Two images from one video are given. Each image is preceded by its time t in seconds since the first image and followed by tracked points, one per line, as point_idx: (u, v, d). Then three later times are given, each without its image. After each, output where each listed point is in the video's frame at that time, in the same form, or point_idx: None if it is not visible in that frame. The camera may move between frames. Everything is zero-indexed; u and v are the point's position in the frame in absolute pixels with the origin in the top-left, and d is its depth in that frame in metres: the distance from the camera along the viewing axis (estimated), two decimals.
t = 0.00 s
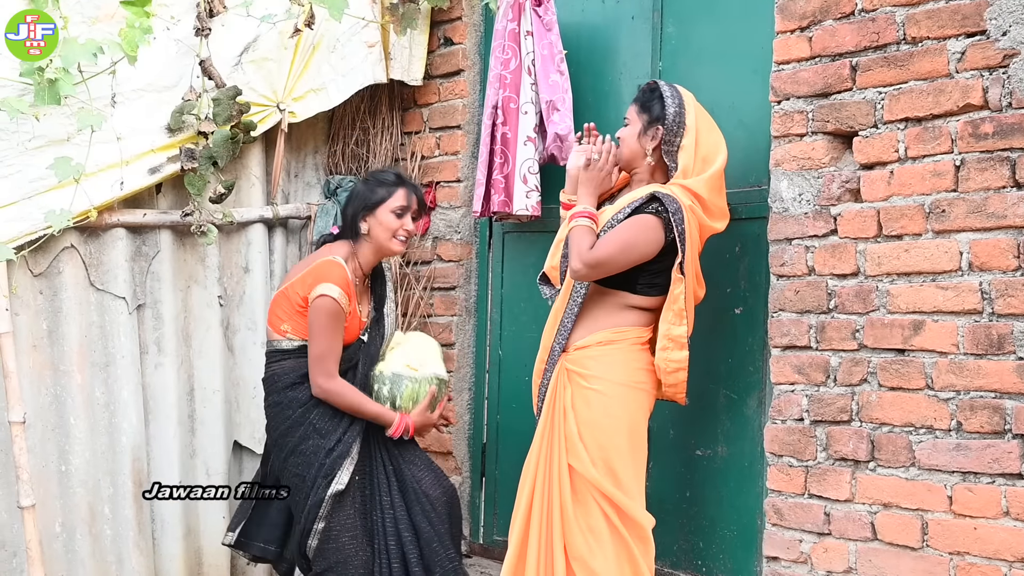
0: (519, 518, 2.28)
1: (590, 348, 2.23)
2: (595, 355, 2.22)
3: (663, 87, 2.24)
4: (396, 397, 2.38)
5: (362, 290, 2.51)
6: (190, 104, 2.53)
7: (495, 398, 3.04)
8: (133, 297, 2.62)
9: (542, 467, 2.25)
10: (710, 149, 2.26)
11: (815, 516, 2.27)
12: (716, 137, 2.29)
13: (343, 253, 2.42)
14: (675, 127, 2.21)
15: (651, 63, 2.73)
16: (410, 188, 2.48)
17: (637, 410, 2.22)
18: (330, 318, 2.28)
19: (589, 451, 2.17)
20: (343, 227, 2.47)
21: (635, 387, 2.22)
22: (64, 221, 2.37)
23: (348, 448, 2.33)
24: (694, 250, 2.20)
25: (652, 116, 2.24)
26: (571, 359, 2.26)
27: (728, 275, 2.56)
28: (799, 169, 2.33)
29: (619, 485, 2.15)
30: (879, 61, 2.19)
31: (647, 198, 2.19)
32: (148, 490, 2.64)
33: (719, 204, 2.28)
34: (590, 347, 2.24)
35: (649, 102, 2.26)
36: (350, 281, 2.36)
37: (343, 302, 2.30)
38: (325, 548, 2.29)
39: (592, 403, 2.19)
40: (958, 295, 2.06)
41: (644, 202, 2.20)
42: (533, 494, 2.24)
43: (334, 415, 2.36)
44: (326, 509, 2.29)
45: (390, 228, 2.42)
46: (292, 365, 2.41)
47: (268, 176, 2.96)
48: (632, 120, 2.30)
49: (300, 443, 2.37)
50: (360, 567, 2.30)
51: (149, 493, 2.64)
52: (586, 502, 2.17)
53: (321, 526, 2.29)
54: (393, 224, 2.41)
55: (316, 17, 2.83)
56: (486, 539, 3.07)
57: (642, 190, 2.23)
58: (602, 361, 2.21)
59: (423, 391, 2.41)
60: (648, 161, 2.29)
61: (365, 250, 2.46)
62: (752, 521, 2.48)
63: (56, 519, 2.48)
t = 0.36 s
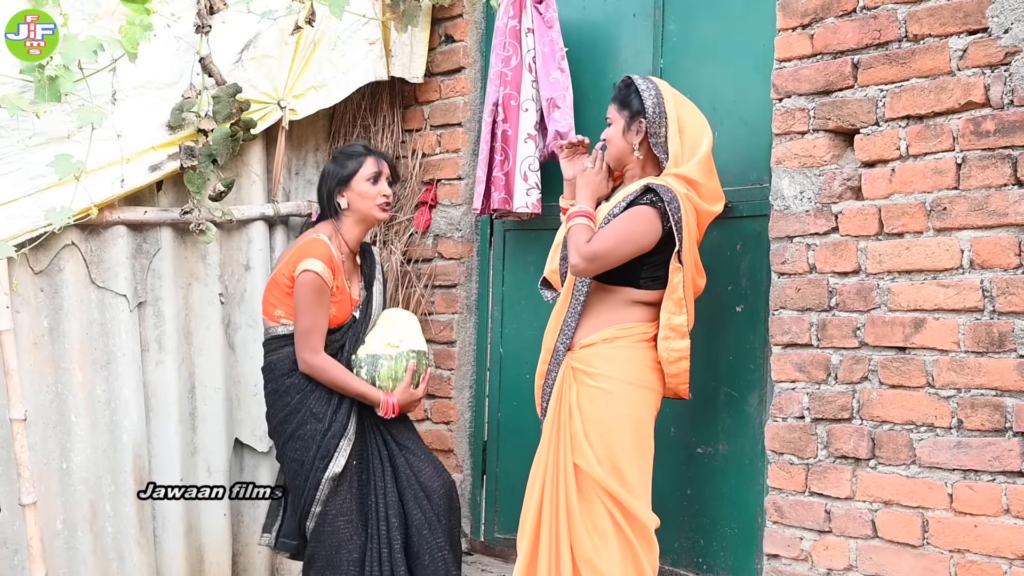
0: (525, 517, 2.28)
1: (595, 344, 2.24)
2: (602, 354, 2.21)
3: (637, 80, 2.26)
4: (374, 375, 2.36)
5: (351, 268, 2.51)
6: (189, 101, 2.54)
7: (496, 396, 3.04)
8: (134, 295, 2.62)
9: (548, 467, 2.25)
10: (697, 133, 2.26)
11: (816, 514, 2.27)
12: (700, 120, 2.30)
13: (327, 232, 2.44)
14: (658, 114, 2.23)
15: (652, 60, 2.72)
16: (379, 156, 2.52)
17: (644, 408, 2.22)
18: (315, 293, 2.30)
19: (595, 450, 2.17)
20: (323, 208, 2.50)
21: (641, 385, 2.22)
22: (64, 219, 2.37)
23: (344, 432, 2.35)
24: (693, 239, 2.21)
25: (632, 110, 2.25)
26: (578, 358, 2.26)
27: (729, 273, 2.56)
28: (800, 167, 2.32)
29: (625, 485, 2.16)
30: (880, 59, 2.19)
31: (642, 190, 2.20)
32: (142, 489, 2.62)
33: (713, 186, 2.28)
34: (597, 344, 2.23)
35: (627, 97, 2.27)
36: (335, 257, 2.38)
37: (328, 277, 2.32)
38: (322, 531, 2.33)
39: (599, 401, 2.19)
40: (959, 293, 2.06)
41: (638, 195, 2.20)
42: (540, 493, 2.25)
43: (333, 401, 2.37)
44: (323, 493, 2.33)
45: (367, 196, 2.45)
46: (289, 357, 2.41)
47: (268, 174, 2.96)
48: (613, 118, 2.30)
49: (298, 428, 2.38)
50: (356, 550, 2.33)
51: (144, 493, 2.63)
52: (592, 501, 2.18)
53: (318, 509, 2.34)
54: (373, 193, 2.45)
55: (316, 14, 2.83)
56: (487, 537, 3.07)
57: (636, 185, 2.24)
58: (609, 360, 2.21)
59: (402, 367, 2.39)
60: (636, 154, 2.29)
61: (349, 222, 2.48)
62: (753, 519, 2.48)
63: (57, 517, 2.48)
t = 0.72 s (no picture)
0: (530, 513, 2.29)
1: (600, 340, 2.23)
2: (607, 349, 2.22)
3: (622, 80, 2.26)
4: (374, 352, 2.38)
5: (345, 247, 2.51)
6: (191, 96, 2.54)
7: (497, 392, 3.04)
8: (135, 290, 2.62)
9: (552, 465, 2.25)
10: (691, 125, 2.26)
11: (816, 509, 2.27)
12: (691, 108, 2.29)
13: (318, 210, 2.44)
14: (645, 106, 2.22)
15: (653, 55, 2.72)
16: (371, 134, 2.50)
17: (648, 405, 2.22)
18: (308, 270, 2.30)
19: (599, 445, 2.18)
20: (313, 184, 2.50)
21: (646, 382, 2.22)
22: (65, 214, 2.38)
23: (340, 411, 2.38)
24: (697, 234, 2.20)
25: (624, 109, 2.25)
26: (582, 354, 2.25)
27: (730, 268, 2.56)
28: (802, 162, 2.32)
29: (630, 482, 2.16)
30: (881, 54, 2.19)
31: (644, 186, 2.20)
32: (137, 490, 2.60)
33: (713, 175, 2.28)
34: (602, 341, 2.23)
35: (616, 96, 2.26)
36: (328, 236, 2.37)
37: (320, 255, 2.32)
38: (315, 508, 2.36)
39: (603, 397, 2.19)
40: (960, 288, 2.06)
41: (641, 191, 2.21)
42: (545, 492, 2.24)
43: (331, 379, 2.39)
44: (319, 472, 2.35)
45: (357, 173, 2.44)
46: (293, 353, 2.40)
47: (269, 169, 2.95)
48: (605, 120, 2.30)
49: (296, 408, 2.39)
50: (347, 530, 2.35)
51: (140, 493, 2.60)
52: (596, 498, 2.18)
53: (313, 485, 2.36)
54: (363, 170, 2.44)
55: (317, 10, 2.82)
56: (489, 533, 3.07)
57: (639, 181, 2.24)
58: (613, 356, 2.21)
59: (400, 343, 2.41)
60: (630, 153, 2.27)
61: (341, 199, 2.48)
62: (753, 515, 2.48)
63: (58, 512, 2.48)
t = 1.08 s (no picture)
0: (532, 507, 2.29)
1: (603, 337, 2.24)
2: (610, 345, 2.22)
3: (618, 76, 2.27)
4: (359, 322, 2.35)
5: (345, 226, 2.52)
6: (192, 92, 2.53)
7: (498, 387, 3.04)
8: (136, 286, 2.62)
9: (553, 460, 2.25)
10: (688, 119, 2.26)
11: (817, 505, 2.27)
12: (686, 102, 2.29)
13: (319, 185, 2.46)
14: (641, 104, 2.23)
15: (654, 51, 2.72)
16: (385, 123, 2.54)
17: (651, 400, 2.22)
18: (302, 237, 2.32)
19: (602, 441, 2.17)
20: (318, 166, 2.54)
21: (649, 378, 2.22)
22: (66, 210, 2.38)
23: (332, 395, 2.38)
24: (703, 230, 2.21)
25: (619, 105, 2.26)
26: (586, 349, 2.26)
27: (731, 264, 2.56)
28: (803, 158, 2.32)
29: (633, 479, 2.16)
30: (883, 49, 2.19)
31: (649, 186, 2.19)
32: (131, 490, 2.59)
33: (713, 171, 2.29)
34: (606, 336, 2.24)
35: (613, 94, 2.28)
36: (326, 207, 2.39)
37: (316, 223, 2.34)
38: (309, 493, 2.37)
39: (606, 393, 2.19)
40: (961, 284, 2.05)
41: (646, 191, 2.20)
42: (547, 487, 2.24)
43: (320, 359, 2.39)
44: (314, 454, 2.37)
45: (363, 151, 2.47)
46: (293, 346, 2.40)
47: (270, 165, 2.96)
48: (600, 116, 2.31)
49: (289, 390, 2.40)
50: (339, 519, 2.36)
51: (136, 493, 2.60)
52: (599, 494, 2.18)
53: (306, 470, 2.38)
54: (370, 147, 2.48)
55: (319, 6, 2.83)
56: (490, 528, 3.07)
57: (643, 180, 2.24)
58: (616, 351, 2.21)
59: (389, 317, 2.38)
60: (625, 148, 2.29)
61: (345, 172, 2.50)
62: (755, 510, 2.48)
63: (59, 508, 2.48)
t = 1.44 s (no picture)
0: (538, 502, 2.28)
1: (611, 332, 2.24)
2: (618, 341, 2.22)
3: (617, 73, 2.27)
4: (342, 323, 2.35)
5: (338, 235, 2.51)
6: (194, 87, 2.56)
7: (500, 383, 3.05)
8: (137, 282, 2.62)
9: (558, 455, 2.25)
10: (689, 112, 2.26)
11: (819, 500, 2.27)
12: (687, 97, 2.29)
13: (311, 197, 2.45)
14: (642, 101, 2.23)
15: (655, 46, 2.72)
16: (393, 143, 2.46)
17: (659, 396, 2.22)
18: (287, 241, 2.33)
19: (610, 438, 2.17)
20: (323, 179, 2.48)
21: (657, 374, 2.22)
22: (68, 206, 2.38)
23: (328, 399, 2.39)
24: (710, 225, 2.22)
25: (618, 102, 2.26)
26: (593, 345, 2.25)
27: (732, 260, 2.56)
28: (804, 153, 2.32)
29: (641, 475, 2.16)
30: (884, 45, 2.19)
31: (656, 183, 2.19)
32: (126, 489, 2.58)
33: (717, 165, 2.28)
34: (614, 332, 2.24)
35: (614, 90, 2.28)
36: (313, 214, 2.40)
37: (301, 229, 2.35)
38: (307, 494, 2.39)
39: (613, 388, 2.19)
40: (962, 279, 2.05)
41: (652, 188, 2.20)
42: (554, 483, 2.23)
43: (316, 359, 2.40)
44: (312, 453, 2.38)
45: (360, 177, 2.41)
46: (290, 345, 2.40)
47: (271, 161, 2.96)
48: (601, 112, 2.31)
49: (287, 391, 2.41)
50: (341, 518, 2.36)
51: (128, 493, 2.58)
52: (607, 491, 2.18)
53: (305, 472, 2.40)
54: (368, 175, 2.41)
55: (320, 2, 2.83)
56: (491, 524, 3.07)
57: (648, 177, 2.23)
58: (624, 346, 2.21)
59: (374, 316, 2.36)
60: (626, 142, 2.30)
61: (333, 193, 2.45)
62: (756, 506, 2.48)
63: (60, 504, 2.49)
